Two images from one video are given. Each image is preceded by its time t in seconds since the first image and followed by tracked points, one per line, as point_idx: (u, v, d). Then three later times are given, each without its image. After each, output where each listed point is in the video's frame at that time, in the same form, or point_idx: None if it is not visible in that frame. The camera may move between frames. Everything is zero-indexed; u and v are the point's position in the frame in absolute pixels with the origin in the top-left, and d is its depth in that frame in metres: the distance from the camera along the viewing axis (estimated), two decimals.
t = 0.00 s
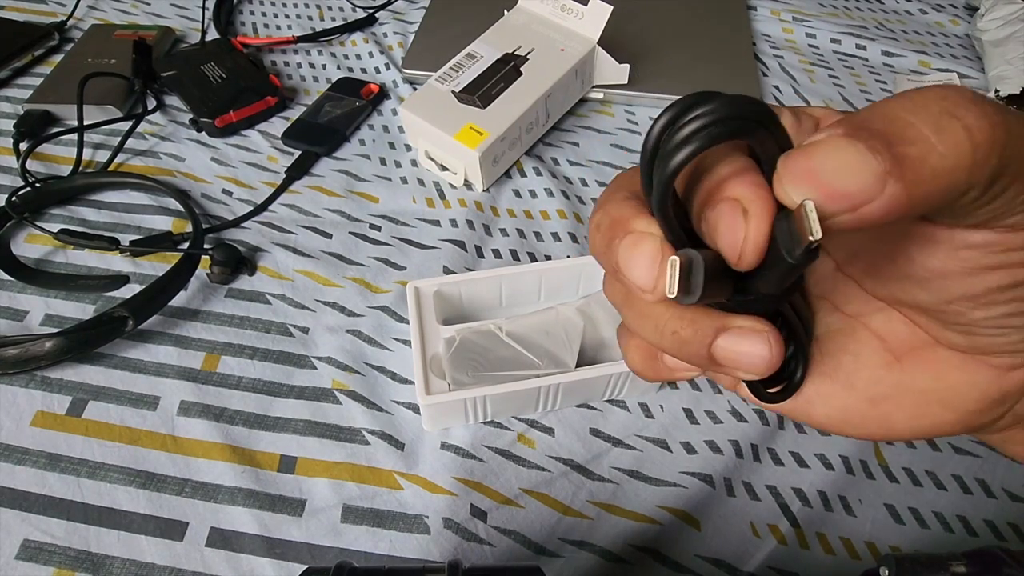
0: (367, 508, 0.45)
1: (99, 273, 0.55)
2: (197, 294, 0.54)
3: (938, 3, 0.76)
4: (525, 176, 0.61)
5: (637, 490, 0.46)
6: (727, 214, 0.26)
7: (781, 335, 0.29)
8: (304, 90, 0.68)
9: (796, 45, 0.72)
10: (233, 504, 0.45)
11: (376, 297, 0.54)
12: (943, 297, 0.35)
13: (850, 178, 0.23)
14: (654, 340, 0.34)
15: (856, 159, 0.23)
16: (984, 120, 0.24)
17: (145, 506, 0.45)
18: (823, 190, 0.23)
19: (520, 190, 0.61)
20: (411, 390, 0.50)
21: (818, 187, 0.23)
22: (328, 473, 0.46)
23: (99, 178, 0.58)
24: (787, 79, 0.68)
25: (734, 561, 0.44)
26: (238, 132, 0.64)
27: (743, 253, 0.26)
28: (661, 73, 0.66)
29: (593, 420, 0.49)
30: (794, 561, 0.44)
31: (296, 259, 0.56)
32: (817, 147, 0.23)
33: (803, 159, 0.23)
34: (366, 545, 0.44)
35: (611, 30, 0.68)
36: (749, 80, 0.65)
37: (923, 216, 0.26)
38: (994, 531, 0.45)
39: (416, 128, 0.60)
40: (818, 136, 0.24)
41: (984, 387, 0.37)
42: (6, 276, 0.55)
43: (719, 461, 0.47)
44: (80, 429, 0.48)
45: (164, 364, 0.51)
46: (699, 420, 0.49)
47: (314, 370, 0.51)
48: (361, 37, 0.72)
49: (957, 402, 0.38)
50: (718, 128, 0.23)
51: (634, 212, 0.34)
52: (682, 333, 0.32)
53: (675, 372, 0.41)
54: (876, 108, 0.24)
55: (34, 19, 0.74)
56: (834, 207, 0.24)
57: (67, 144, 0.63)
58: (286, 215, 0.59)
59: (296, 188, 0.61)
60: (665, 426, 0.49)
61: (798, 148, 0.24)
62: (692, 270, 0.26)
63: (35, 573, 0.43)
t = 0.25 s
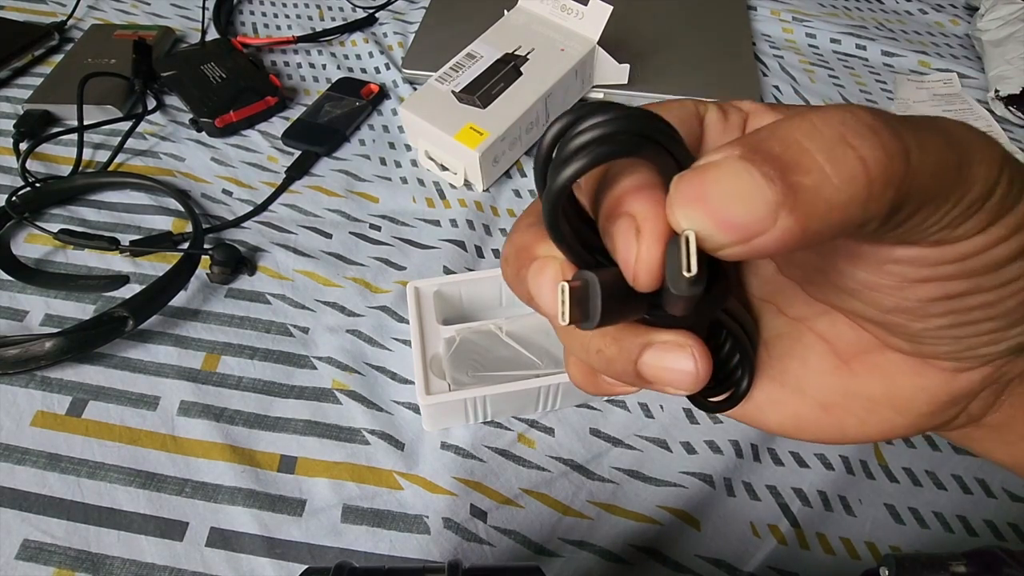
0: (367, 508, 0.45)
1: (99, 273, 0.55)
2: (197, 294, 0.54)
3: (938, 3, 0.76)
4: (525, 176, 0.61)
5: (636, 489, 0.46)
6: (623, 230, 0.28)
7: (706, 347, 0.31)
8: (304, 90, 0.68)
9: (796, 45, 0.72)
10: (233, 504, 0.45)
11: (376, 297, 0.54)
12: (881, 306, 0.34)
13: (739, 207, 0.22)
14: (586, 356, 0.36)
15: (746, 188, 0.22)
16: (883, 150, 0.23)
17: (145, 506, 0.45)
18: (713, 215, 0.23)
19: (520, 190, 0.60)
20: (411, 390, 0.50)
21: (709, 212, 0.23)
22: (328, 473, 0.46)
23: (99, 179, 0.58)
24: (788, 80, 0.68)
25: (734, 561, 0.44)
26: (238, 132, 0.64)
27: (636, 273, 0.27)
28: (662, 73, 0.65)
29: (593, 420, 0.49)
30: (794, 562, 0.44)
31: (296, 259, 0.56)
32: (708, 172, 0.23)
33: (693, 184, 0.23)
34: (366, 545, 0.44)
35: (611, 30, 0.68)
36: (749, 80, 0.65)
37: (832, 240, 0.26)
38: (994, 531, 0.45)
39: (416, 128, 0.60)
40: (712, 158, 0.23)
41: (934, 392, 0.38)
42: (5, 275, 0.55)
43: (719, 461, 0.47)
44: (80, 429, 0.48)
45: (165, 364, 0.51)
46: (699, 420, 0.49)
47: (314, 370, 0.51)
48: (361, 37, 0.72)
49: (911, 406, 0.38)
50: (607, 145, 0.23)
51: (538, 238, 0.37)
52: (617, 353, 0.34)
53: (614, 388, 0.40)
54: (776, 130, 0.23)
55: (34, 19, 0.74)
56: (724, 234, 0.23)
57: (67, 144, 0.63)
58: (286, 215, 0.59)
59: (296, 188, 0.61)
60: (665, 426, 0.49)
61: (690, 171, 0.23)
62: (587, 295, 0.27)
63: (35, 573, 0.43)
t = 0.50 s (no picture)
0: (367, 508, 0.45)
1: (98, 273, 0.55)
2: (196, 294, 0.54)
3: (940, 2, 0.76)
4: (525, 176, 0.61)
5: (637, 490, 0.46)
6: (572, 233, 0.28)
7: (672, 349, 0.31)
8: (304, 89, 0.67)
9: (797, 44, 0.72)
10: (232, 505, 0.45)
11: (376, 297, 0.54)
12: (852, 311, 0.34)
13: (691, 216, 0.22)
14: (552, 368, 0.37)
15: (696, 195, 0.22)
16: (838, 164, 0.23)
17: (144, 506, 0.45)
18: (663, 225, 0.22)
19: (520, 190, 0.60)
20: (411, 390, 0.50)
21: (658, 219, 0.22)
22: (328, 473, 0.46)
23: (98, 178, 0.58)
24: (789, 79, 0.68)
25: (735, 561, 0.44)
26: (237, 132, 0.64)
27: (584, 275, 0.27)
28: (662, 72, 0.65)
29: (593, 420, 0.49)
30: (795, 562, 0.44)
31: (295, 259, 0.56)
32: (660, 178, 0.22)
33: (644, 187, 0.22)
34: (366, 545, 0.44)
35: (611, 29, 0.68)
36: (750, 80, 0.65)
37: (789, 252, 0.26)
38: (994, 531, 0.45)
39: (416, 128, 0.60)
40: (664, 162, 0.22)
41: (916, 392, 0.37)
42: (4, 275, 0.55)
43: (719, 462, 0.47)
44: (79, 429, 0.48)
45: (164, 364, 0.51)
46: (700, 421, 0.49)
47: (313, 370, 0.51)
48: (361, 36, 0.72)
49: (890, 408, 0.38)
50: (553, 142, 0.23)
51: (488, 252, 0.38)
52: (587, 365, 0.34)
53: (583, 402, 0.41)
54: (732, 136, 0.23)
55: (33, 18, 0.74)
56: (674, 243, 0.23)
57: (66, 143, 0.63)
58: (285, 215, 0.59)
59: (295, 188, 0.60)
60: (665, 427, 0.48)
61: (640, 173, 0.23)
62: (539, 304, 0.27)
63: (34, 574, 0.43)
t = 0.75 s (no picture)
0: (365, 512, 0.44)
1: (92, 273, 0.54)
2: (192, 294, 0.54)
3: None
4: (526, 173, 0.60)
5: (639, 493, 0.45)
6: (532, 263, 0.31)
7: (644, 396, 0.34)
8: (302, 86, 0.67)
9: (801, 41, 0.71)
10: (228, 508, 0.44)
11: (374, 297, 0.54)
12: (829, 341, 0.38)
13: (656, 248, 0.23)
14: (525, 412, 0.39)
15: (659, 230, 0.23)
16: (814, 196, 0.25)
17: (139, 510, 0.44)
18: (632, 266, 0.24)
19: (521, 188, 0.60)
20: (409, 392, 0.49)
21: (624, 254, 0.24)
22: (325, 476, 0.45)
23: (93, 177, 0.58)
24: (792, 76, 0.67)
25: (738, 565, 0.43)
26: (234, 130, 0.63)
27: (542, 317, 0.29)
28: (665, 70, 0.65)
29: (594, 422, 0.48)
30: (799, 567, 0.43)
31: (293, 258, 0.55)
32: (624, 213, 0.24)
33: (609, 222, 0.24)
34: (364, 549, 0.43)
35: (612, 25, 0.67)
36: (752, 78, 0.64)
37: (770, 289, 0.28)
38: (1001, 534, 0.44)
39: (416, 126, 0.59)
40: (629, 197, 0.24)
41: (892, 421, 0.40)
42: None
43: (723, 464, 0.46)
44: (73, 431, 0.47)
45: (159, 365, 0.50)
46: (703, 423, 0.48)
47: (311, 371, 0.50)
48: (359, 33, 0.71)
49: (866, 442, 0.41)
50: (499, 166, 0.24)
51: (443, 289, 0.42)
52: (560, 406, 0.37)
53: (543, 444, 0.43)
54: (698, 169, 0.24)
55: (27, 14, 0.73)
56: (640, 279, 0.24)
57: (60, 141, 0.62)
58: (283, 213, 0.58)
59: (292, 187, 0.60)
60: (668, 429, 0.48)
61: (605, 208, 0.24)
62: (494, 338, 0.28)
63: None
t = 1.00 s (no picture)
0: (364, 512, 0.44)
1: (92, 273, 0.54)
2: (192, 294, 0.54)
3: None
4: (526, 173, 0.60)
5: (639, 493, 0.45)
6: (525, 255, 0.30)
7: (639, 391, 0.33)
8: (302, 86, 0.67)
9: (801, 40, 0.71)
10: (228, 508, 0.44)
11: (374, 297, 0.54)
12: (828, 342, 0.37)
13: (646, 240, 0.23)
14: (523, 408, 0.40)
15: (650, 221, 0.23)
16: (803, 189, 0.24)
17: (138, 510, 0.44)
18: (620, 255, 0.24)
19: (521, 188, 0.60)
20: (409, 392, 0.49)
21: (613, 246, 0.24)
22: (325, 476, 0.45)
23: (93, 177, 0.58)
24: (792, 76, 0.67)
25: (738, 565, 0.43)
26: (234, 130, 0.63)
27: (537, 306, 0.29)
28: (664, 70, 0.65)
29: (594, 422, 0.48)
30: (799, 567, 0.43)
31: (293, 258, 0.55)
32: (617, 205, 0.23)
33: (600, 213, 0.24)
34: (364, 549, 0.43)
35: (612, 25, 0.67)
36: (752, 78, 0.64)
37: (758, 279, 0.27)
38: (1001, 535, 0.44)
39: (415, 126, 0.59)
40: (621, 188, 0.24)
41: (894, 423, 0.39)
42: None
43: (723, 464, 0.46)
44: (73, 431, 0.47)
45: (159, 365, 0.50)
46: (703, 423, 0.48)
47: (311, 371, 0.50)
48: (359, 33, 0.71)
49: (868, 443, 0.40)
50: (495, 156, 0.24)
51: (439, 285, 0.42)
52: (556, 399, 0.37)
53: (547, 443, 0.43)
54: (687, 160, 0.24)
55: (27, 14, 0.73)
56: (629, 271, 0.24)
57: (59, 141, 0.62)
58: (283, 214, 0.58)
59: (293, 187, 0.60)
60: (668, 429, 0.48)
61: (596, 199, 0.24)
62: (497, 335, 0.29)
63: None
